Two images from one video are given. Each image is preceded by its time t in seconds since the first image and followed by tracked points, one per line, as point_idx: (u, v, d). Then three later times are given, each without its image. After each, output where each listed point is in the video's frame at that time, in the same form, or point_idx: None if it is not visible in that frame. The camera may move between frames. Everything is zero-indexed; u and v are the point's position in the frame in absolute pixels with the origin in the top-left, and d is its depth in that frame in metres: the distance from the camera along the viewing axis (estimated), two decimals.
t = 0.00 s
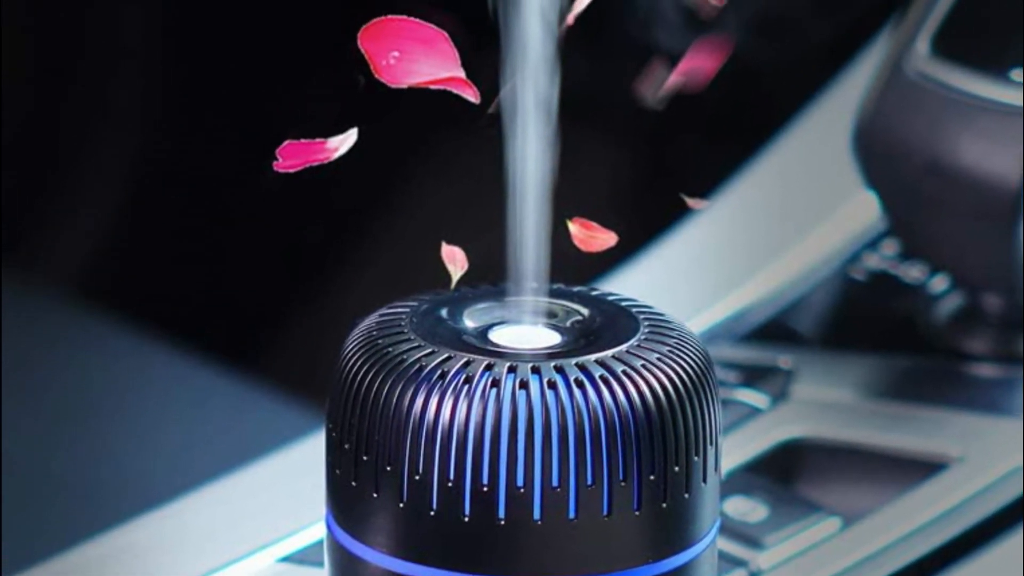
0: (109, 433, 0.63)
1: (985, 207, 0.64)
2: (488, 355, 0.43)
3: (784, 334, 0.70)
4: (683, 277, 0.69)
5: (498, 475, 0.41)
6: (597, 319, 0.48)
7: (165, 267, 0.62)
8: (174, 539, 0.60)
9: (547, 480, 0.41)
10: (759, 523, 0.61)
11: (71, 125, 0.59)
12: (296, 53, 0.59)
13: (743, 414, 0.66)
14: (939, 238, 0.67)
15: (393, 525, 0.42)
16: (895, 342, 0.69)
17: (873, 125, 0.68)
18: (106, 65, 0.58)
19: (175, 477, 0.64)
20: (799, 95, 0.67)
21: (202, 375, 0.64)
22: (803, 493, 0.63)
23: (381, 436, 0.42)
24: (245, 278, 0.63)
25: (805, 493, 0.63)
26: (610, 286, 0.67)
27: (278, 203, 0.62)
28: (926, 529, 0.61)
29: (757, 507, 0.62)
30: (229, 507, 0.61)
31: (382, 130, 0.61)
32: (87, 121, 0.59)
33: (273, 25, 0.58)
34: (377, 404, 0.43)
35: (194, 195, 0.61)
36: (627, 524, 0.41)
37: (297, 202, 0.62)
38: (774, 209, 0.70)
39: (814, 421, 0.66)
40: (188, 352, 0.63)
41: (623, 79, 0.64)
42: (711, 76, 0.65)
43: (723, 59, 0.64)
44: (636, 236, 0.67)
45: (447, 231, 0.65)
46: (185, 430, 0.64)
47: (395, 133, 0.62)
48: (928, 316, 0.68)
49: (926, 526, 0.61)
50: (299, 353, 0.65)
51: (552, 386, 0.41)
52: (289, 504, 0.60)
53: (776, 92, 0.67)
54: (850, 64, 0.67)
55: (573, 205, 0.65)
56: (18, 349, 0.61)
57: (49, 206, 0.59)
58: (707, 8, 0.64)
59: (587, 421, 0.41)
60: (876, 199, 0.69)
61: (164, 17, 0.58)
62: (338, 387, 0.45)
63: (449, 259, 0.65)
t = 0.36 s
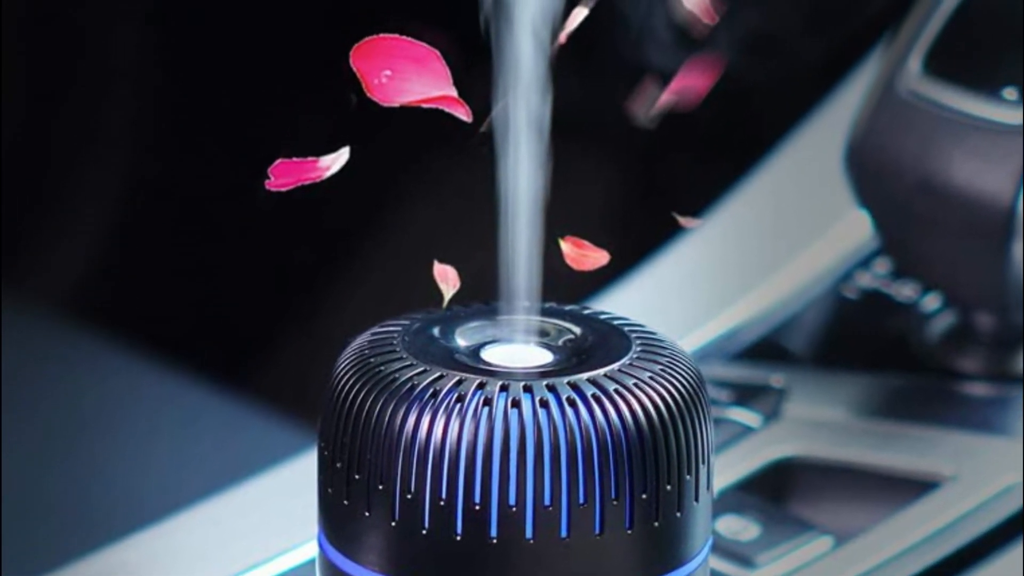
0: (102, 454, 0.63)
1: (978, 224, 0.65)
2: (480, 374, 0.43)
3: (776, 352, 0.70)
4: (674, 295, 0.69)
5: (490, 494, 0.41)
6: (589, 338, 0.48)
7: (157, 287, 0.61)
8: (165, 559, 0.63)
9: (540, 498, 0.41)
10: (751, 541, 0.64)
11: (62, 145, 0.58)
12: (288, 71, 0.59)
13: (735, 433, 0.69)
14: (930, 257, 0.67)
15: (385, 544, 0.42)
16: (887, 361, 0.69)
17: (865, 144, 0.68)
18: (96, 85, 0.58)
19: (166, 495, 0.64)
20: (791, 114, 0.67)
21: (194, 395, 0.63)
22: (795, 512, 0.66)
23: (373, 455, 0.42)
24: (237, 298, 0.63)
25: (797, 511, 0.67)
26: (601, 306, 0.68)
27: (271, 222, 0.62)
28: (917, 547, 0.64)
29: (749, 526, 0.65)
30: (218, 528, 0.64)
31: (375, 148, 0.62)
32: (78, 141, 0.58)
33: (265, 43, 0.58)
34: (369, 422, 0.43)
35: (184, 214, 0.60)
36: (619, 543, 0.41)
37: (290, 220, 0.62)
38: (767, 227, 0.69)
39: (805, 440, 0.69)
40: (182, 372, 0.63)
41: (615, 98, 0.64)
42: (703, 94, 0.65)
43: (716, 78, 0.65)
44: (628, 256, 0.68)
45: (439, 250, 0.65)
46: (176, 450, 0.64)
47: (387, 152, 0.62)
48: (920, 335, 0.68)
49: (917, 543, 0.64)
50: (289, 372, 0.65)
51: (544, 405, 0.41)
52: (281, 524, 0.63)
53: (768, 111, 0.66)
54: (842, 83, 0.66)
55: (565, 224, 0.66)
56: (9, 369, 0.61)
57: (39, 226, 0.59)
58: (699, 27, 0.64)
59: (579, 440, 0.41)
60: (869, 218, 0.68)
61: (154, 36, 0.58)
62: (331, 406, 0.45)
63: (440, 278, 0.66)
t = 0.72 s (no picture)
0: (94, 473, 0.63)
1: (972, 242, 0.65)
2: (472, 394, 0.43)
3: (768, 370, 0.70)
4: (666, 314, 0.69)
5: (482, 512, 0.41)
6: (581, 356, 0.48)
7: (149, 308, 0.61)
8: None
9: (531, 517, 0.41)
10: (744, 559, 0.66)
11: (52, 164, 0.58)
12: (281, 91, 0.59)
13: (727, 451, 0.69)
14: (924, 275, 0.67)
15: (377, 562, 0.42)
16: (880, 380, 0.69)
17: (857, 163, 0.68)
18: (86, 102, 0.58)
19: (157, 513, 0.64)
20: (783, 133, 0.67)
21: (187, 414, 0.64)
22: (787, 531, 0.67)
23: (365, 474, 0.42)
24: (228, 317, 0.63)
25: (790, 530, 0.67)
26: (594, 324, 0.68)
27: (264, 241, 0.62)
28: (910, 565, 0.65)
29: (741, 544, 0.66)
30: (211, 546, 0.65)
31: (368, 167, 0.62)
32: (69, 159, 0.58)
33: (258, 62, 0.59)
34: (361, 441, 0.43)
35: (175, 233, 0.61)
36: (611, 561, 0.41)
37: (282, 239, 0.62)
38: (759, 246, 0.69)
39: (797, 459, 0.69)
40: (173, 390, 0.63)
41: (607, 117, 0.65)
42: (695, 113, 0.65)
43: (708, 97, 0.65)
44: (619, 274, 0.68)
45: (431, 268, 0.66)
46: (167, 469, 0.64)
47: (379, 171, 0.62)
48: (912, 354, 0.69)
49: (910, 561, 0.65)
50: (281, 389, 0.65)
51: (536, 423, 0.41)
52: (274, 543, 0.64)
53: (760, 128, 0.67)
54: (834, 102, 0.67)
55: (557, 243, 0.66)
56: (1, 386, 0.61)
57: (31, 242, 0.59)
58: (691, 45, 0.64)
59: (571, 459, 0.41)
60: (860, 236, 0.69)
61: (143, 52, 0.57)
62: (323, 424, 0.45)
63: (433, 297, 0.66)
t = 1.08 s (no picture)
0: (85, 492, 0.63)
1: (963, 262, 0.65)
2: (464, 412, 0.43)
3: (759, 389, 0.70)
4: (658, 333, 0.69)
5: (474, 530, 0.41)
6: (573, 375, 0.48)
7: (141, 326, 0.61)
8: None
9: (524, 535, 0.41)
10: None
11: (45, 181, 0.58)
12: (274, 109, 0.60)
13: (719, 470, 0.69)
14: (915, 294, 0.68)
15: None
16: (871, 399, 0.70)
17: (849, 181, 0.68)
18: (78, 120, 0.58)
19: (148, 533, 0.64)
20: (775, 151, 0.67)
21: (179, 432, 0.64)
22: (778, 550, 0.67)
23: (357, 492, 0.43)
24: (220, 336, 0.63)
25: (781, 548, 0.67)
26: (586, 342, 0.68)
27: (255, 260, 0.62)
28: None
29: (733, 563, 0.65)
30: (203, 566, 0.64)
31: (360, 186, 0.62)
32: (62, 178, 0.58)
33: (250, 80, 0.59)
34: (354, 460, 0.43)
35: (167, 251, 0.61)
36: None
37: (274, 258, 0.63)
38: (751, 264, 0.69)
39: (788, 478, 0.69)
40: (164, 408, 0.63)
41: (598, 136, 0.65)
42: (687, 132, 0.65)
43: (699, 116, 0.65)
44: (611, 292, 0.68)
45: (423, 288, 0.66)
46: (158, 486, 0.64)
47: (371, 190, 0.62)
48: (903, 372, 0.69)
49: None
50: (273, 409, 0.65)
51: (528, 442, 0.41)
52: (265, 561, 0.63)
53: (752, 148, 0.67)
54: (827, 120, 0.67)
55: (550, 261, 0.66)
56: None
57: (24, 261, 0.59)
58: (683, 64, 0.64)
59: (563, 478, 0.41)
60: (853, 255, 0.69)
61: (137, 69, 0.58)
62: (315, 443, 0.45)
63: (424, 316, 0.66)
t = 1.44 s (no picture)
0: (79, 509, 0.63)
1: (956, 281, 0.66)
2: (456, 431, 0.43)
3: (752, 408, 0.70)
4: (650, 351, 0.69)
5: (466, 548, 0.41)
6: (565, 394, 0.48)
7: (133, 345, 0.61)
8: None
9: (515, 554, 0.41)
10: None
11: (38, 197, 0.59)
12: (266, 127, 0.60)
13: (711, 489, 0.71)
14: (907, 313, 0.68)
15: None
16: (863, 417, 0.70)
17: (841, 200, 0.68)
18: (71, 136, 0.58)
19: (141, 551, 0.65)
20: (768, 169, 0.67)
21: (171, 451, 0.64)
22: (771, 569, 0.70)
23: (349, 510, 0.43)
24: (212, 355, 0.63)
25: (773, 567, 0.71)
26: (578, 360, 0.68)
27: (246, 279, 0.62)
28: None
29: None
30: None
31: (352, 205, 0.62)
32: (55, 196, 0.59)
33: (242, 98, 0.59)
34: (346, 478, 0.43)
35: (159, 269, 0.61)
36: None
37: (266, 277, 0.62)
38: (743, 283, 0.69)
39: (781, 496, 0.71)
40: (156, 426, 0.63)
41: (590, 153, 0.65)
42: (679, 150, 0.66)
43: (691, 133, 0.65)
44: (603, 310, 0.68)
45: (415, 306, 0.66)
46: (151, 506, 0.64)
47: (363, 208, 0.62)
48: (895, 391, 0.69)
49: None
50: (265, 428, 0.65)
51: (520, 461, 0.42)
52: None
53: (745, 166, 0.66)
54: (819, 138, 0.67)
55: (539, 283, 0.67)
56: None
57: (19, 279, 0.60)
58: (675, 82, 0.64)
59: (555, 497, 0.41)
60: (844, 274, 0.68)
61: (129, 87, 0.58)
62: (307, 462, 0.45)
63: (416, 334, 0.66)
